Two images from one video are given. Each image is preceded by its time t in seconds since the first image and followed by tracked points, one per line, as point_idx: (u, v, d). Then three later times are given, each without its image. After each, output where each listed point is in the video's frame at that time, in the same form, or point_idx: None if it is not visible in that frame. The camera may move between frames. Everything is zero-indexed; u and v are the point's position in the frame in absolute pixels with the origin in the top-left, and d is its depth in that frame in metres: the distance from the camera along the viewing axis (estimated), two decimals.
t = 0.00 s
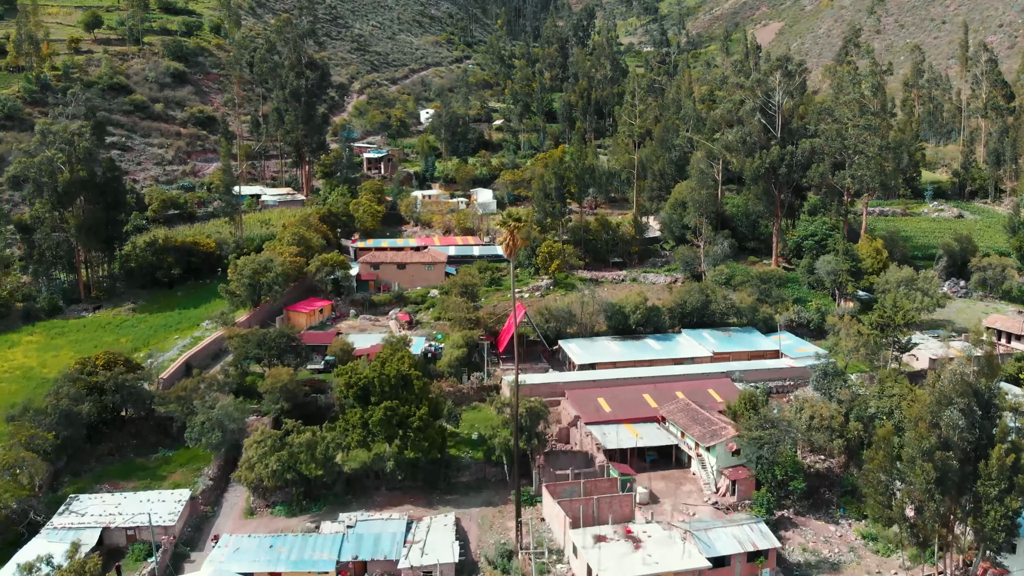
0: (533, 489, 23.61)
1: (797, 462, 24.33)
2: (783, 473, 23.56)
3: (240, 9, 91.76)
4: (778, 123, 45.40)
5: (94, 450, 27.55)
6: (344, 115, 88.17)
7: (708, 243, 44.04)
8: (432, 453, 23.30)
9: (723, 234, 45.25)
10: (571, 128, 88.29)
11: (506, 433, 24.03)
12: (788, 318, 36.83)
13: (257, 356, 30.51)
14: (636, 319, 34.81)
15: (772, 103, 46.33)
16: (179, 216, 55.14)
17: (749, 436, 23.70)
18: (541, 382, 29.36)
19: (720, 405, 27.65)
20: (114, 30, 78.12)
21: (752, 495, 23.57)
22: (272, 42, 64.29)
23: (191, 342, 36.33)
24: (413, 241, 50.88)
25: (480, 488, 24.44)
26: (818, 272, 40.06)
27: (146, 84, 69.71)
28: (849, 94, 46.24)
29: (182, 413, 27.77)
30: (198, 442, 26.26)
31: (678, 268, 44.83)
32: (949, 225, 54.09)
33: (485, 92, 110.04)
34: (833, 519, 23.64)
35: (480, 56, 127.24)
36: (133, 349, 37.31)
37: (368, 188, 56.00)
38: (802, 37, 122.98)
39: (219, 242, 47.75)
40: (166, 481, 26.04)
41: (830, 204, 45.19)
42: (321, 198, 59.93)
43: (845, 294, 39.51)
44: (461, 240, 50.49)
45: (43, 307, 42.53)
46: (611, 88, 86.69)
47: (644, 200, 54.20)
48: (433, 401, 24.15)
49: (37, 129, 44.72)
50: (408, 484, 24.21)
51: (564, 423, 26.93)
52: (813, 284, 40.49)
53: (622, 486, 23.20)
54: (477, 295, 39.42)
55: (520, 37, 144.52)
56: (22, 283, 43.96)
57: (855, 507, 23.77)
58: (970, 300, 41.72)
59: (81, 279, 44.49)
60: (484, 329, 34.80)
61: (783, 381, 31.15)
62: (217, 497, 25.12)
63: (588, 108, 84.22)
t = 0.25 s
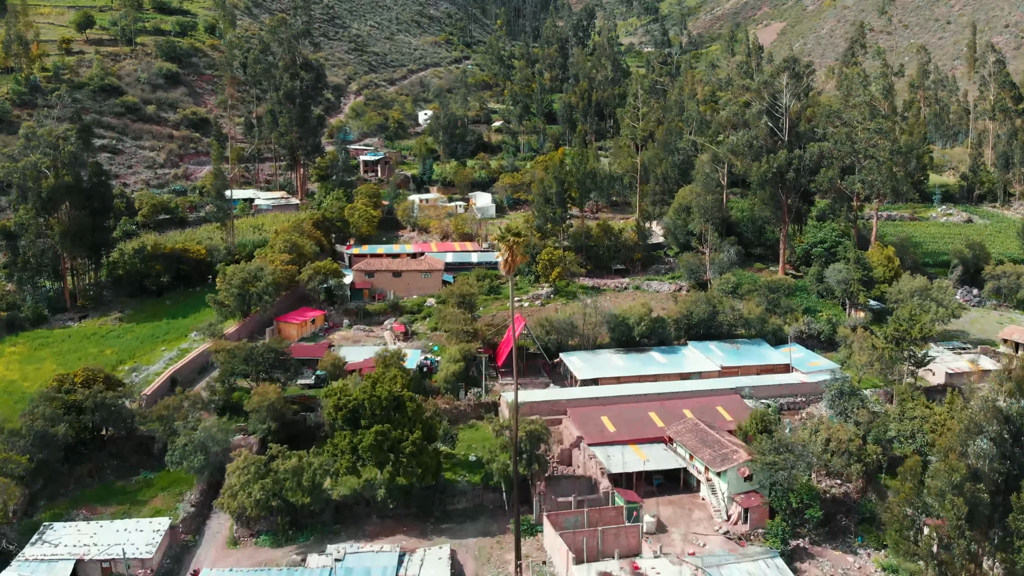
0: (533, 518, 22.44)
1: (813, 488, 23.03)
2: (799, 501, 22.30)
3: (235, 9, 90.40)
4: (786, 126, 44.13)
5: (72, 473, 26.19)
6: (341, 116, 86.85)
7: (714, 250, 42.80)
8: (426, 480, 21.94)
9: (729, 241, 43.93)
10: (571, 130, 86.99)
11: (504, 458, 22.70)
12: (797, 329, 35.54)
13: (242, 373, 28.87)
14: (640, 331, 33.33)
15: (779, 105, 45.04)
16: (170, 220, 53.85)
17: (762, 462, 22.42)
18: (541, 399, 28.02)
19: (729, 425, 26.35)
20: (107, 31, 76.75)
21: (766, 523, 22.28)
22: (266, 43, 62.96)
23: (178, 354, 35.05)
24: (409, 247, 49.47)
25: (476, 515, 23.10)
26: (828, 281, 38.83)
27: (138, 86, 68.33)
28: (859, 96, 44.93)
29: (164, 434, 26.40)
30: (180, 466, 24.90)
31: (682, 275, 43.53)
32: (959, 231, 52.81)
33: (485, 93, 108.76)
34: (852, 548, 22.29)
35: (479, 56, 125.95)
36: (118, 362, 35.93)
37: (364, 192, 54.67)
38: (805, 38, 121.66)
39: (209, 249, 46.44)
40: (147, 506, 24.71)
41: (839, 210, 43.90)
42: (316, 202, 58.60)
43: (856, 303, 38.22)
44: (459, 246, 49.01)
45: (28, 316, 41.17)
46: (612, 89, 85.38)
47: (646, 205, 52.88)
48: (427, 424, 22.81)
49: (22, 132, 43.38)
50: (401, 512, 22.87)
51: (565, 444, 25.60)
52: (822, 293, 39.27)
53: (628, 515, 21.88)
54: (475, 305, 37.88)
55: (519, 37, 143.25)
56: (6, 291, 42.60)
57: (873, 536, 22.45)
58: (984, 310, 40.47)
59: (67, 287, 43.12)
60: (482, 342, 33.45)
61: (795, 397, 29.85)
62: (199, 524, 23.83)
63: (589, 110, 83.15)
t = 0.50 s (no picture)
0: (535, 551, 21.27)
1: (830, 518, 21.74)
2: (816, 532, 21.01)
3: (231, 9, 89.04)
4: (794, 130, 42.81)
5: (47, 498, 24.85)
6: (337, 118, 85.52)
7: (720, 258, 41.41)
8: (419, 511, 20.58)
9: (736, 248, 42.60)
10: (572, 132, 85.68)
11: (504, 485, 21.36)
12: (807, 341, 34.21)
13: (228, 392, 27.65)
14: (645, 344, 31.96)
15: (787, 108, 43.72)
16: (161, 226, 52.62)
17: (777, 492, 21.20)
18: (543, 416, 26.74)
19: (740, 449, 25.11)
20: (99, 31, 75.39)
21: (781, 556, 21.05)
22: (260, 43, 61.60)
23: (163, 369, 33.75)
24: (406, 253, 48.01)
25: (473, 546, 21.76)
26: (838, 290, 37.67)
27: (130, 87, 66.95)
28: (869, 99, 43.59)
29: (145, 457, 25.02)
30: (159, 493, 23.58)
31: (687, 284, 42.22)
32: (970, 236, 51.42)
33: (484, 95, 107.49)
34: None
35: (478, 57, 124.66)
36: (102, 376, 34.55)
37: (360, 196, 53.35)
38: (807, 38, 120.33)
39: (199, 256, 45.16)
40: (125, 535, 23.38)
41: (849, 216, 42.59)
42: (311, 207, 57.27)
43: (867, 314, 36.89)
44: (457, 252, 47.52)
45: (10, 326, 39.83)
46: (613, 90, 84.07)
47: (649, 210, 51.55)
48: (421, 450, 21.49)
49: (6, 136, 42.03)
50: (393, 543, 21.51)
51: (568, 467, 24.28)
52: (832, 303, 38.16)
53: (635, 549, 20.73)
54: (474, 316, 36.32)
55: (519, 37, 142.08)
56: None
57: (894, 567, 21.19)
58: (999, 319, 39.05)
59: (52, 296, 41.77)
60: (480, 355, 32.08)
61: (807, 416, 28.65)
62: (179, 556, 22.70)
63: (590, 111, 81.82)
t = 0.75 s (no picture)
0: None
1: (848, 553, 20.49)
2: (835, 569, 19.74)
3: (226, 9, 87.62)
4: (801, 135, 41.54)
5: (20, 529, 23.52)
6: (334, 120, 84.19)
7: (726, 267, 40.04)
8: (410, 549, 19.25)
9: (742, 257, 41.33)
10: (572, 134, 84.36)
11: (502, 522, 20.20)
12: (818, 356, 32.92)
13: (211, 414, 26.34)
14: (650, 360, 30.68)
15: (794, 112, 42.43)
16: (151, 232, 51.32)
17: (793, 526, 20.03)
18: (544, 439, 25.45)
19: (751, 476, 23.87)
20: (91, 31, 73.98)
21: None
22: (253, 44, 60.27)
23: (148, 387, 32.45)
24: (402, 261, 46.59)
25: None
26: (849, 302, 36.61)
27: (121, 89, 65.58)
28: (879, 102, 42.32)
29: (123, 484, 23.74)
30: (137, 524, 22.30)
31: (691, 294, 40.92)
32: (981, 243, 50.13)
33: (483, 96, 106.28)
34: None
35: (477, 57, 123.38)
36: (84, 393, 33.09)
37: (356, 202, 52.04)
38: (810, 38, 119.06)
39: (189, 265, 43.84)
40: (101, 569, 22.07)
41: (859, 224, 41.34)
42: (305, 212, 55.96)
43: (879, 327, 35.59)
44: (455, 260, 46.09)
45: None
46: (614, 92, 82.78)
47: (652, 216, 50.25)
48: (412, 483, 20.24)
49: None
50: None
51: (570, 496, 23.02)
52: (842, 314, 37.20)
53: None
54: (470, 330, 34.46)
55: (518, 37, 140.85)
56: None
57: None
58: (1014, 331, 37.77)
59: (36, 307, 40.44)
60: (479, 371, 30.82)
61: (820, 437, 27.46)
62: None
63: (590, 113, 80.58)
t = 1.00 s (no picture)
0: None
1: None
2: None
3: (221, 10, 86.25)
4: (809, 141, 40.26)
5: None
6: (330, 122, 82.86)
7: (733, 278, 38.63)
8: None
9: (749, 267, 40.00)
10: (572, 137, 83.03)
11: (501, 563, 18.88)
12: (830, 373, 31.62)
13: (193, 440, 24.97)
14: (656, 379, 29.32)
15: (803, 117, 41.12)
16: (140, 240, 50.05)
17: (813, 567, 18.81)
18: (545, 465, 24.13)
19: (764, 507, 22.56)
20: (83, 33, 72.59)
21: None
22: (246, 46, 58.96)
23: (131, 406, 31.17)
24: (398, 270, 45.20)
25: None
26: (862, 315, 35.54)
27: (113, 92, 64.21)
28: (890, 107, 41.03)
29: (99, 516, 22.44)
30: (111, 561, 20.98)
31: (697, 305, 39.64)
32: (993, 251, 48.81)
33: (482, 97, 104.96)
34: None
35: (476, 58, 122.09)
36: (65, 412, 31.76)
37: (351, 208, 50.70)
38: (813, 39, 117.78)
39: (178, 275, 42.52)
40: None
41: (869, 233, 40.03)
42: (300, 219, 54.66)
43: (892, 341, 34.33)
44: (452, 269, 44.63)
45: None
46: (616, 94, 81.49)
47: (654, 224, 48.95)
48: (403, 520, 18.95)
49: None
50: None
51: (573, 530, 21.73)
52: (855, 327, 36.21)
53: None
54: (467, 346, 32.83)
55: (518, 38, 139.63)
56: None
57: None
58: None
59: (18, 319, 39.11)
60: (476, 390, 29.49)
61: (834, 462, 26.17)
62: None
63: (591, 116, 79.31)
